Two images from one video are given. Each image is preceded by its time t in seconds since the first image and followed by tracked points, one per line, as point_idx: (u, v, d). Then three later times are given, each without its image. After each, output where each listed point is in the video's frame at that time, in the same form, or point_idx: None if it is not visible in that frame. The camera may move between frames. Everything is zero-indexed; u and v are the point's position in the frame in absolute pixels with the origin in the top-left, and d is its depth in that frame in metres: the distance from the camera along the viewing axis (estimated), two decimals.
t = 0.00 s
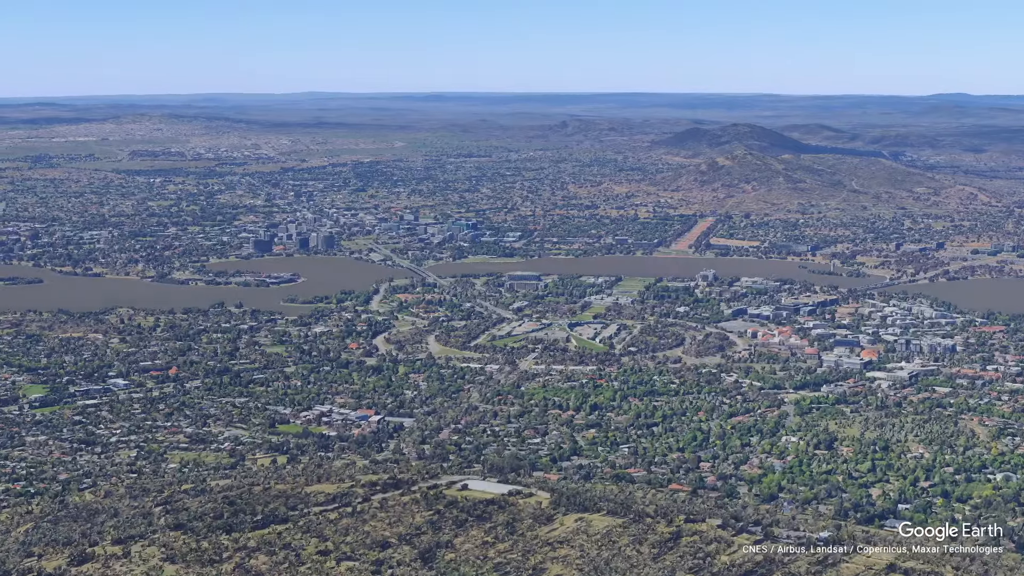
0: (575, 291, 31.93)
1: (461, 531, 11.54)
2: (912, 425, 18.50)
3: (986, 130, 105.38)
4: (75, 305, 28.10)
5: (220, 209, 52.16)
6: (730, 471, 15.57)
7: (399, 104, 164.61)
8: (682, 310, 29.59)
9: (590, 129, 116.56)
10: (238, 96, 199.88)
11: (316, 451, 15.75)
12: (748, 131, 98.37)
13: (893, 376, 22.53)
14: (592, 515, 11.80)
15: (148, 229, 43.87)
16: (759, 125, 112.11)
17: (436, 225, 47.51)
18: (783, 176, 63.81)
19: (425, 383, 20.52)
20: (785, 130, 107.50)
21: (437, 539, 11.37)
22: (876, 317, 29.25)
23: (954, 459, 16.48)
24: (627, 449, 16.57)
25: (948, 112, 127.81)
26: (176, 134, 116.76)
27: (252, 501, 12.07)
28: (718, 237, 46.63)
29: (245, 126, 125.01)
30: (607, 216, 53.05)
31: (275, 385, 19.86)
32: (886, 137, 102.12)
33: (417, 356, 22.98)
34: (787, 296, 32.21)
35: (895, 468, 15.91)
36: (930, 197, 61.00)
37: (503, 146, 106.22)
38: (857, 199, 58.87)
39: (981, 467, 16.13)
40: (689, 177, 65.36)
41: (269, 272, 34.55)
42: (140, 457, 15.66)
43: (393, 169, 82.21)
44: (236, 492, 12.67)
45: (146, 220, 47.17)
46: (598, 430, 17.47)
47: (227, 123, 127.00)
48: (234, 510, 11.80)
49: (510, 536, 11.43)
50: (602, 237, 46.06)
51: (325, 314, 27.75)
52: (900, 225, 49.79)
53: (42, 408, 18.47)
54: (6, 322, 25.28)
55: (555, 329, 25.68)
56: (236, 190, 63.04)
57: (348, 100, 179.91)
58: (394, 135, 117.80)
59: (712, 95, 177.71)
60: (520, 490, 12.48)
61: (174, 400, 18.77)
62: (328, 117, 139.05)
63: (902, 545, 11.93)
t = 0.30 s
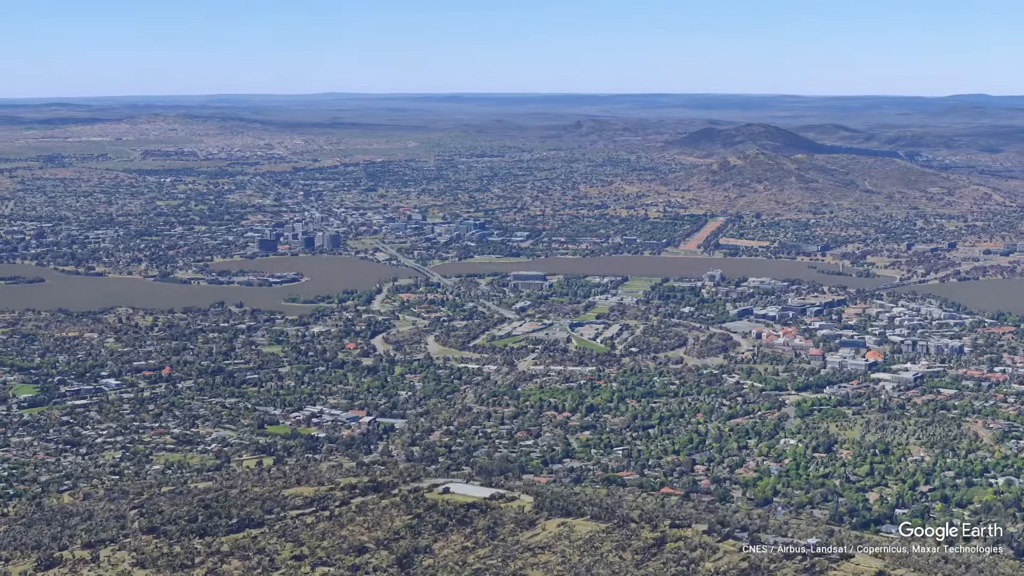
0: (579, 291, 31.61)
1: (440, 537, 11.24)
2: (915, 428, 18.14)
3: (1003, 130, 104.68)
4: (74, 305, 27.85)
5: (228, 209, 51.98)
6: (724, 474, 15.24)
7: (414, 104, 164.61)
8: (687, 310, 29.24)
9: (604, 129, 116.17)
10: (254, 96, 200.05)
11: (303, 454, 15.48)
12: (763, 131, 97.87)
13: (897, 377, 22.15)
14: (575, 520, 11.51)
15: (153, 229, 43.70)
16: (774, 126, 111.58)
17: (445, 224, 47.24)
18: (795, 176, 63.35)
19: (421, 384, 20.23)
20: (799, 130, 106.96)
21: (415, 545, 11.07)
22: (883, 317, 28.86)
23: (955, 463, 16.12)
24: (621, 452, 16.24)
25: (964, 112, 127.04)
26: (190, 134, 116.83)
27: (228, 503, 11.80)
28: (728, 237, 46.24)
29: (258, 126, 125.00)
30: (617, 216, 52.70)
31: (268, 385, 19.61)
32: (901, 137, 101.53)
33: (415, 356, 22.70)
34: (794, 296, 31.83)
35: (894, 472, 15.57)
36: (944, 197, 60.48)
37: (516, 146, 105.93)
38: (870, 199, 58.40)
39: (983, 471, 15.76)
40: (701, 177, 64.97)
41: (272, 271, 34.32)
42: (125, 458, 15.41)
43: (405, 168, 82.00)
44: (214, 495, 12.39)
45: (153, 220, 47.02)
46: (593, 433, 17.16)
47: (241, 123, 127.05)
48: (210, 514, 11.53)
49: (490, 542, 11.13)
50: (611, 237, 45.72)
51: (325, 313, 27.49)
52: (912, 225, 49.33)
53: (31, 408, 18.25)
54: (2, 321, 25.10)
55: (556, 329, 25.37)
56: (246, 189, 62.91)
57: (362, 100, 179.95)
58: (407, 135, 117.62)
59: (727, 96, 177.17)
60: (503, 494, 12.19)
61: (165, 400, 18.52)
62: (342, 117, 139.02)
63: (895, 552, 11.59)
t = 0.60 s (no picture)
0: (583, 291, 31.29)
1: (417, 542, 10.93)
2: (916, 430, 17.77)
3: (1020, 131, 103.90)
4: (72, 305, 27.63)
5: (235, 209, 51.81)
6: (716, 477, 14.94)
7: (428, 104, 164.53)
8: (692, 311, 28.89)
9: (617, 130, 115.74)
10: (271, 97, 200.20)
11: (289, 455, 15.21)
12: (777, 131, 97.32)
13: (902, 379, 21.78)
14: (556, 525, 11.20)
15: (159, 228, 43.51)
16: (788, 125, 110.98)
17: (453, 224, 46.97)
18: (808, 176, 62.86)
19: (416, 385, 19.96)
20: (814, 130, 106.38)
21: (391, 550, 10.78)
22: (890, 317, 28.45)
23: (954, 466, 15.77)
24: (614, 454, 15.94)
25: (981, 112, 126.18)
26: (203, 134, 116.83)
27: (202, 506, 11.54)
28: (738, 237, 45.84)
29: (272, 126, 124.90)
30: (626, 216, 52.35)
31: (260, 385, 19.36)
32: (916, 137, 100.82)
33: (411, 356, 22.43)
34: (801, 296, 31.44)
35: (892, 475, 15.23)
36: (957, 197, 59.91)
37: (529, 147, 105.58)
38: (883, 199, 57.88)
39: (984, 475, 15.39)
40: (713, 177, 64.55)
41: (274, 271, 34.12)
42: (108, 459, 15.18)
43: (416, 168, 81.74)
44: (188, 496, 12.12)
45: (160, 219, 46.88)
46: (587, 435, 16.84)
47: (255, 123, 127.01)
48: (183, 517, 11.26)
49: (468, 547, 10.82)
50: (620, 236, 45.37)
51: (324, 313, 27.25)
52: (924, 225, 48.83)
53: (19, 407, 18.05)
54: None
55: (557, 329, 25.05)
56: (255, 189, 62.76)
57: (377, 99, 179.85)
58: (421, 135, 117.39)
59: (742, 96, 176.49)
60: (484, 497, 11.89)
61: (155, 400, 18.29)
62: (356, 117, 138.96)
63: (885, 559, 11.23)
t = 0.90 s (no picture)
0: (587, 291, 30.97)
1: (392, 547, 10.65)
2: (917, 433, 17.41)
3: None
4: (70, 304, 27.41)
5: (243, 208, 51.62)
6: (707, 481, 14.62)
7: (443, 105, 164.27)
8: (696, 311, 28.55)
9: (630, 130, 115.31)
10: (288, 96, 200.17)
11: (274, 457, 14.94)
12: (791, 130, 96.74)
13: (906, 380, 21.39)
14: (535, 530, 10.91)
15: (164, 227, 43.33)
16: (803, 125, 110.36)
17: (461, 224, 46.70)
18: (820, 176, 62.37)
19: (410, 385, 19.69)
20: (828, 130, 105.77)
21: (365, 555, 10.49)
22: (897, 318, 28.05)
23: (953, 470, 15.41)
24: (606, 456, 15.63)
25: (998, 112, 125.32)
26: (217, 134, 116.81)
27: (174, 509, 11.30)
28: (747, 237, 45.43)
29: (285, 126, 124.78)
30: (636, 216, 51.99)
31: (252, 386, 19.12)
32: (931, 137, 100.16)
33: (408, 356, 22.15)
34: (807, 297, 31.06)
35: (889, 479, 14.88)
36: (971, 197, 59.36)
37: (541, 146, 105.23)
38: (895, 199, 57.36)
39: (983, 479, 15.03)
40: (724, 177, 64.11)
41: (277, 270, 33.88)
42: (90, 460, 14.95)
43: (427, 168, 81.48)
44: (162, 499, 11.86)
45: (167, 219, 46.69)
46: (579, 437, 16.54)
47: (269, 123, 126.95)
48: (154, 521, 10.99)
49: (443, 552, 10.52)
50: (628, 236, 45.01)
51: (324, 313, 27.01)
52: (936, 225, 48.34)
53: (7, 407, 17.85)
54: None
55: (558, 330, 24.73)
56: (265, 189, 62.56)
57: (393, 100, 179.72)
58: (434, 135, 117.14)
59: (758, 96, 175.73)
60: (463, 501, 11.60)
61: (143, 401, 18.07)
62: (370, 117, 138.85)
63: (873, 566, 10.90)
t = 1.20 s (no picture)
0: (590, 291, 30.65)
1: (364, 551, 10.37)
2: (916, 435, 17.06)
3: None
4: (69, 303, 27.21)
5: (251, 207, 51.42)
6: (698, 484, 14.30)
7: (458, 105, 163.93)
8: (699, 311, 28.21)
9: (644, 129, 114.86)
10: (304, 97, 200.19)
11: (257, 458, 14.69)
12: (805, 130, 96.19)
13: (909, 381, 21.02)
14: (511, 535, 10.66)
15: (169, 227, 43.13)
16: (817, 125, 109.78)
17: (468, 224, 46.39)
18: (832, 176, 61.88)
19: (403, 385, 19.42)
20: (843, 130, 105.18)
21: (337, 559, 10.20)
22: (904, 318, 27.66)
23: (951, 473, 15.05)
24: (596, 458, 15.33)
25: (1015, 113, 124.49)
26: (230, 134, 116.77)
27: (143, 512, 11.06)
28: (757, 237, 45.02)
29: (299, 126, 124.63)
30: (645, 215, 51.63)
31: (242, 386, 18.88)
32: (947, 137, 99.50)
33: (403, 356, 21.88)
34: (813, 297, 30.69)
35: (885, 483, 14.54)
36: (985, 197, 58.82)
37: (554, 146, 104.86)
38: (908, 199, 56.87)
39: (981, 482, 14.67)
40: (736, 177, 63.66)
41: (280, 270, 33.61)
42: (70, 461, 14.71)
43: (439, 168, 81.21)
44: (133, 501, 11.61)
45: (173, 218, 46.49)
46: (570, 439, 16.24)
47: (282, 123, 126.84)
48: (122, 525, 10.75)
49: (415, 558, 10.23)
50: (637, 236, 44.65)
51: (323, 312, 26.76)
52: (949, 225, 47.84)
53: None
54: None
55: (557, 330, 24.43)
56: (275, 189, 62.33)
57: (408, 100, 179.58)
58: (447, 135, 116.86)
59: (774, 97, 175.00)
60: (440, 505, 11.32)
61: (131, 401, 17.84)
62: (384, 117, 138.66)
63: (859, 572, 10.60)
